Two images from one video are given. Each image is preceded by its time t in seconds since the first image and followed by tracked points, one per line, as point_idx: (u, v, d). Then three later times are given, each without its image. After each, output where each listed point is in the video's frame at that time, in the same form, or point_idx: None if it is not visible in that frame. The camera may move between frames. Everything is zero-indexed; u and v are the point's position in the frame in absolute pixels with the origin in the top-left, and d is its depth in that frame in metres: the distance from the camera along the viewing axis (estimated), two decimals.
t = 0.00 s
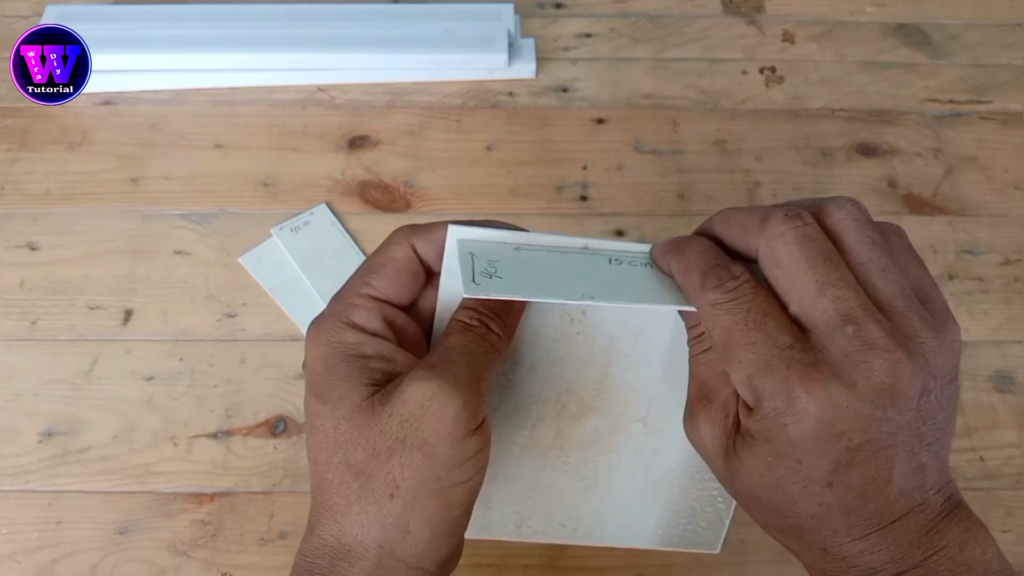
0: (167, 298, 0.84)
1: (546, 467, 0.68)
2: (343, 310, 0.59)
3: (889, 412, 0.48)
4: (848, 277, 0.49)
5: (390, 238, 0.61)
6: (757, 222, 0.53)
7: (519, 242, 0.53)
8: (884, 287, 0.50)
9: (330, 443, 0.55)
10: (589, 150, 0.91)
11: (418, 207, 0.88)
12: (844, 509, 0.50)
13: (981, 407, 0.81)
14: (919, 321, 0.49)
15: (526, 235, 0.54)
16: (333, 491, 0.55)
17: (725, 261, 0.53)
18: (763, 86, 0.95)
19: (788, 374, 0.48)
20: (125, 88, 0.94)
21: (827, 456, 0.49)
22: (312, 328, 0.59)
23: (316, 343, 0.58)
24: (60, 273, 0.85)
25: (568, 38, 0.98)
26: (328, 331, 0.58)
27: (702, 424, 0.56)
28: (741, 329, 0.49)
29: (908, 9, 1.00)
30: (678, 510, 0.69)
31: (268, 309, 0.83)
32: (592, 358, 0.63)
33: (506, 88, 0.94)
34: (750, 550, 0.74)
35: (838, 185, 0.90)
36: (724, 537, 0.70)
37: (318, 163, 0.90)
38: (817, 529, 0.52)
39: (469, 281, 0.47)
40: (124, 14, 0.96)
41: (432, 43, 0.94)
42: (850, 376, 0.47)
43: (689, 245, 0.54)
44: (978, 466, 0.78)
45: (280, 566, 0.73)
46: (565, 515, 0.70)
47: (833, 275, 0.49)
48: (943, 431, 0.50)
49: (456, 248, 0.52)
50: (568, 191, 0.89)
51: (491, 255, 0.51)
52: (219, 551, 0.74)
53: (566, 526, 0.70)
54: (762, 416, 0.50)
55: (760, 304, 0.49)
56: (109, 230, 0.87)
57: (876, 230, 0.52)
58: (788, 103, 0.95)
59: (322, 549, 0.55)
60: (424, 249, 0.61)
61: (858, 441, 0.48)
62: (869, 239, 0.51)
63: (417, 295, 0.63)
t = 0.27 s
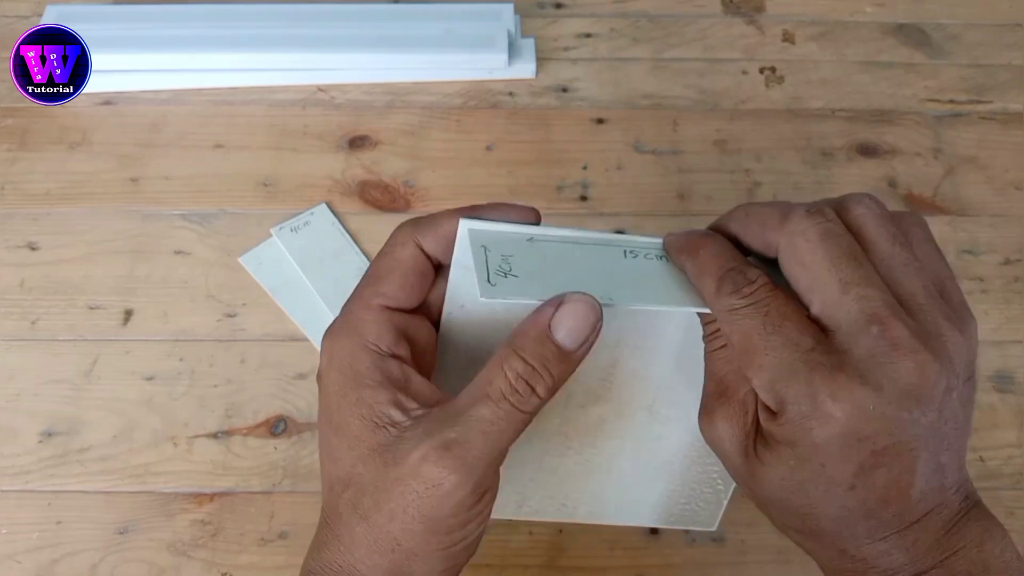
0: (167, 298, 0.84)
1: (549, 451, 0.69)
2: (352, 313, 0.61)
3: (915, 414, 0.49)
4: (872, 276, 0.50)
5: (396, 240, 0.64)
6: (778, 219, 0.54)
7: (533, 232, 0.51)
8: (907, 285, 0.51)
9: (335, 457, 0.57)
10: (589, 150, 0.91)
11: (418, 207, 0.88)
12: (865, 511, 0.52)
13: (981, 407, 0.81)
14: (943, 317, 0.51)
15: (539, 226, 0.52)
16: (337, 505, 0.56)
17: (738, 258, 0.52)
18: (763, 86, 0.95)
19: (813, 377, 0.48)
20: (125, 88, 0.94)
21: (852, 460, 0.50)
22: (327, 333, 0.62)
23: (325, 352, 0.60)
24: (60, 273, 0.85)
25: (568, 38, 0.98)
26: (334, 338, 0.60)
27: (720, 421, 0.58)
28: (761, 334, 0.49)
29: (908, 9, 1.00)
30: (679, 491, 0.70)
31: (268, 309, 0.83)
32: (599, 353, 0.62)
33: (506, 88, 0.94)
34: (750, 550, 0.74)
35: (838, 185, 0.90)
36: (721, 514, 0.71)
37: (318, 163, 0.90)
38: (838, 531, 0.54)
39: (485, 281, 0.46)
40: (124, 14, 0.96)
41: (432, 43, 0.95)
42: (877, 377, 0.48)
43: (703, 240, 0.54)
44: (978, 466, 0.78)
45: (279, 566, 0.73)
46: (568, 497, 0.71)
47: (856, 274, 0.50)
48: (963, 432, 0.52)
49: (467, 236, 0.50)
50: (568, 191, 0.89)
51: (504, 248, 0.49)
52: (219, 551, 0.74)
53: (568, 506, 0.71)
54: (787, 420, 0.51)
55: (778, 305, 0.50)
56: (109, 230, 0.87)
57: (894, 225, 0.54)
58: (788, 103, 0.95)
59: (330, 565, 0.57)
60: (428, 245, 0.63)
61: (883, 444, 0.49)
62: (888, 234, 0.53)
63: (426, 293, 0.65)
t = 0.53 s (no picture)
0: (167, 298, 0.84)
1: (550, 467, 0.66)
2: (346, 334, 0.60)
3: (939, 439, 0.47)
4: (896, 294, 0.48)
5: (393, 257, 0.63)
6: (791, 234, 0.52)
7: (532, 241, 0.48)
8: (928, 302, 0.50)
9: (332, 487, 0.55)
10: (589, 150, 0.91)
11: (418, 207, 0.88)
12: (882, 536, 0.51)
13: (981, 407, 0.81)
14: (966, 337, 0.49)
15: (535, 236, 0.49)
16: (335, 537, 0.55)
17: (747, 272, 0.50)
18: (763, 86, 0.95)
19: (833, 402, 0.47)
20: (125, 88, 0.94)
21: (872, 487, 0.49)
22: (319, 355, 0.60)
23: (318, 376, 0.59)
24: (60, 273, 0.85)
25: (569, 38, 0.98)
26: (328, 362, 0.58)
27: (731, 441, 0.57)
28: (778, 354, 0.47)
29: (908, 9, 1.00)
30: (682, 502, 0.69)
31: (268, 309, 0.83)
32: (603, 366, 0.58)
33: (506, 88, 0.94)
34: (750, 550, 0.74)
35: (838, 185, 0.90)
36: (723, 524, 0.72)
37: (318, 163, 0.90)
38: (853, 557, 0.53)
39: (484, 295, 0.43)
40: (125, 14, 0.96)
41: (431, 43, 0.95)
42: (901, 403, 0.47)
43: (712, 252, 0.51)
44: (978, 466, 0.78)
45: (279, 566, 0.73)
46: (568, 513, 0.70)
47: (877, 292, 0.48)
48: (981, 454, 0.51)
49: (461, 247, 0.47)
50: (568, 191, 0.89)
51: (501, 259, 0.46)
52: (219, 551, 0.74)
53: (567, 520, 0.71)
54: (805, 446, 0.49)
55: (796, 324, 0.47)
56: (109, 230, 0.87)
57: (914, 240, 0.52)
58: (788, 103, 0.95)
59: None
60: (426, 261, 0.63)
61: (905, 471, 0.48)
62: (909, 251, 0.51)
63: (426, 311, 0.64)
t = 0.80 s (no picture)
0: (167, 298, 0.84)
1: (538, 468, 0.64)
2: (291, 352, 0.57)
3: (985, 468, 0.45)
4: (939, 305, 0.46)
5: (348, 260, 0.60)
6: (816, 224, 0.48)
7: (511, 233, 0.46)
8: (972, 309, 0.48)
9: (280, 531, 0.52)
10: (589, 150, 0.91)
11: (418, 206, 0.88)
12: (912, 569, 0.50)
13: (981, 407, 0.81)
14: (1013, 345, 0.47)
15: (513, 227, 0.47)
16: None
17: (761, 270, 0.48)
18: (763, 86, 0.95)
19: (867, 431, 0.45)
20: (125, 88, 0.94)
21: (909, 522, 0.47)
22: (264, 377, 0.57)
23: (263, 402, 0.56)
24: (60, 274, 0.85)
25: (568, 38, 0.98)
26: (274, 385, 0.55)
27: (745, 457, 0.56)
28: (802, 372, 0.46)
29: (908, 9, 1.00)
30: (678, 498, 0.68)
31: (268, 309, 0.83)
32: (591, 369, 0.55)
33: (506, 88, 0.94)
34: (750, 550, 0.74)
35: (838, 186, 0.90)
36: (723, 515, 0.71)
37: (318, 163, 0.90)
38: None
39: (456, 302, 0.40)
40: (125, 14, 0.96)
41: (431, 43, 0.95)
42: (945, 429, 0.45)
43: (723, 248, 0.49)
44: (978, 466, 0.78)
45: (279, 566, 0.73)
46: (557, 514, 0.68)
47: (916, 301, 0.46)
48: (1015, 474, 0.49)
49: (431, 243, 0.44)
50: (568, 191, 0.89)
51: (475, 257, 0.43)
52: (219, 551, 0.74)
53: (556, 521, 0.69)
54: (834, 478, 0.48)
55: (822, 338, 0.46)
56: (109, 230, 0.87)
57: (957, 232, 0.50)
58: (788, 103, 0.95)
59: None
60: (387, 260, 0.60)
61: (945, 504, 0.46)
62: (951, 246, 0.49)
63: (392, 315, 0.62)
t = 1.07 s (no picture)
0: (167, 298, 0.84)
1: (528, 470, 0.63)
2: (273, 353, 0.57)
3: (970, 462, 0.46)
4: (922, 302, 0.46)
5: (330, 261, 0.60)
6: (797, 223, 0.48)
7: (494, 233, 0.46)
8: (955, 306, 0.48)
9: (261, 533, 0.52)
10: (589, 150, 0.91)
11: (418, 206, 0.88)
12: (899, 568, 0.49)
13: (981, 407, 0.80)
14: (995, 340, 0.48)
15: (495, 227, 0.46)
16: None
17: (744, 270, 0.48)
18: (763, 86, 0.95)
19: (850, 428, 0.46)
20: (125, 88, 0.94)
21: (894, 518, 0.48)
22: (245, 378, 0.58)
23: (245, 403, 0.56)
24: (60, 274, 0.85)
25: (569, 38, 0.98)
26: (255, 387, 0.56)
27: (729, 455, 0.55)
28: (785, 369, 0.46)
29: (908, 9, 1.00)
30: (669, 499, 0.67)
31: (268, 309, 0.83)
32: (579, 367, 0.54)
33: (506, 88, 0.95)
34: (749, 550, 0.74)
35: (838, 185, 0.90)
36: (714, 517, 0.70)
37: (318, 163, 0.90)
38: None
39: (436, 308, 0.41)
40: (125, 14, 0.96)
41: (431, 43, 0.94)
42: (928, 425, 0.45)
43: (705, 247, 0.49)
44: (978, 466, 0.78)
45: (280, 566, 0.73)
46: (548, 517, 0.68)
47: (897, 298, 0.46)
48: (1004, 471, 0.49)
49: (411, 246, 0.44)
50: (568, 191, 0.89)
51: (456, 259, 0.43)
52: (219, 551, 0.74)
53: (547, 524, 0.69)
54: (818, 475, 0.48)
55: (804, 335, 0.46)
56: (109, 230, 0.87)
57: (941, 227, 0.50)
58: (788, 103, 0.95)
59: None
60: (370, 261, 0.60)
61: (931, 499, 0.47)
62: (936, 243, 0.49)
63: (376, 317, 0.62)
